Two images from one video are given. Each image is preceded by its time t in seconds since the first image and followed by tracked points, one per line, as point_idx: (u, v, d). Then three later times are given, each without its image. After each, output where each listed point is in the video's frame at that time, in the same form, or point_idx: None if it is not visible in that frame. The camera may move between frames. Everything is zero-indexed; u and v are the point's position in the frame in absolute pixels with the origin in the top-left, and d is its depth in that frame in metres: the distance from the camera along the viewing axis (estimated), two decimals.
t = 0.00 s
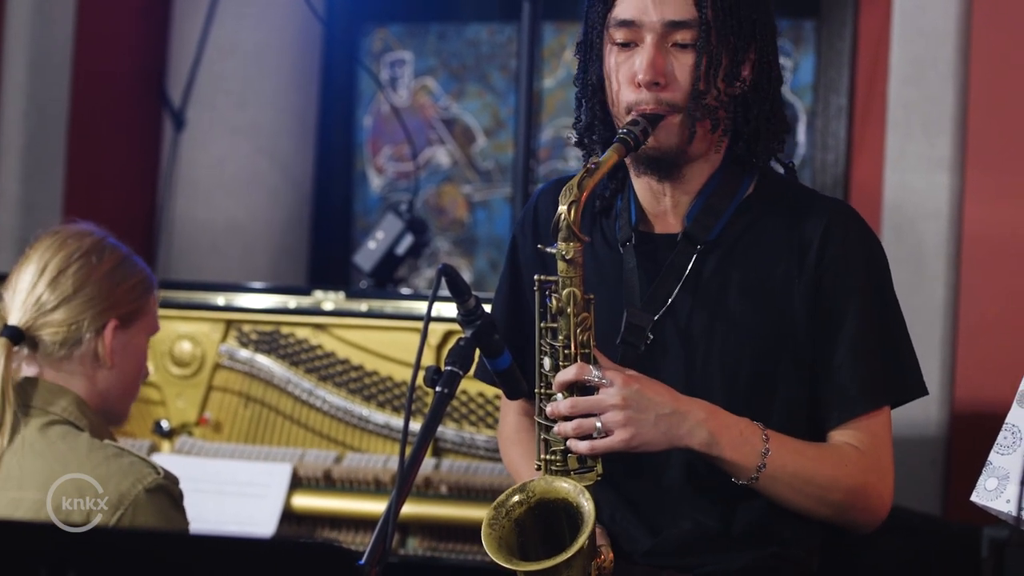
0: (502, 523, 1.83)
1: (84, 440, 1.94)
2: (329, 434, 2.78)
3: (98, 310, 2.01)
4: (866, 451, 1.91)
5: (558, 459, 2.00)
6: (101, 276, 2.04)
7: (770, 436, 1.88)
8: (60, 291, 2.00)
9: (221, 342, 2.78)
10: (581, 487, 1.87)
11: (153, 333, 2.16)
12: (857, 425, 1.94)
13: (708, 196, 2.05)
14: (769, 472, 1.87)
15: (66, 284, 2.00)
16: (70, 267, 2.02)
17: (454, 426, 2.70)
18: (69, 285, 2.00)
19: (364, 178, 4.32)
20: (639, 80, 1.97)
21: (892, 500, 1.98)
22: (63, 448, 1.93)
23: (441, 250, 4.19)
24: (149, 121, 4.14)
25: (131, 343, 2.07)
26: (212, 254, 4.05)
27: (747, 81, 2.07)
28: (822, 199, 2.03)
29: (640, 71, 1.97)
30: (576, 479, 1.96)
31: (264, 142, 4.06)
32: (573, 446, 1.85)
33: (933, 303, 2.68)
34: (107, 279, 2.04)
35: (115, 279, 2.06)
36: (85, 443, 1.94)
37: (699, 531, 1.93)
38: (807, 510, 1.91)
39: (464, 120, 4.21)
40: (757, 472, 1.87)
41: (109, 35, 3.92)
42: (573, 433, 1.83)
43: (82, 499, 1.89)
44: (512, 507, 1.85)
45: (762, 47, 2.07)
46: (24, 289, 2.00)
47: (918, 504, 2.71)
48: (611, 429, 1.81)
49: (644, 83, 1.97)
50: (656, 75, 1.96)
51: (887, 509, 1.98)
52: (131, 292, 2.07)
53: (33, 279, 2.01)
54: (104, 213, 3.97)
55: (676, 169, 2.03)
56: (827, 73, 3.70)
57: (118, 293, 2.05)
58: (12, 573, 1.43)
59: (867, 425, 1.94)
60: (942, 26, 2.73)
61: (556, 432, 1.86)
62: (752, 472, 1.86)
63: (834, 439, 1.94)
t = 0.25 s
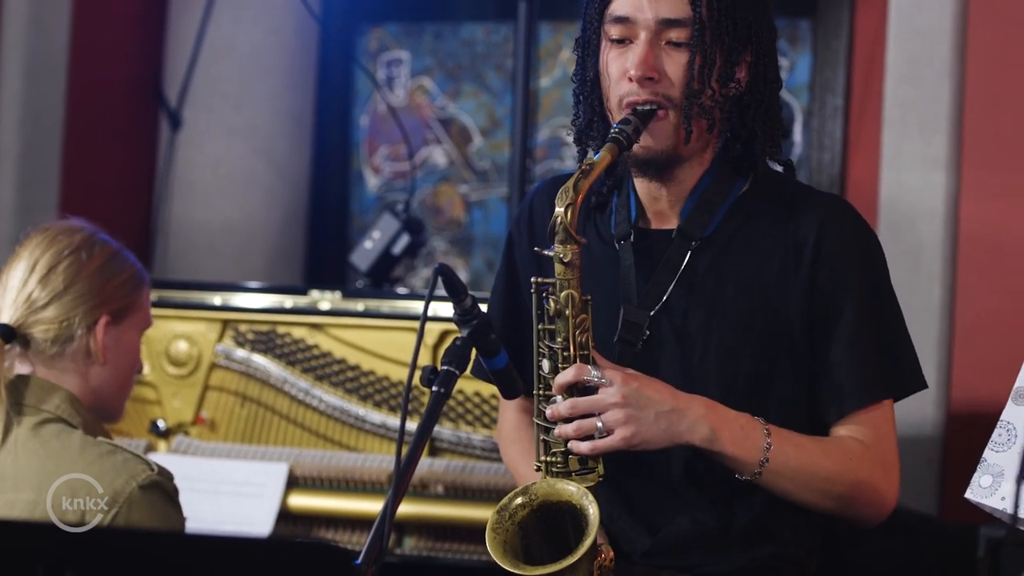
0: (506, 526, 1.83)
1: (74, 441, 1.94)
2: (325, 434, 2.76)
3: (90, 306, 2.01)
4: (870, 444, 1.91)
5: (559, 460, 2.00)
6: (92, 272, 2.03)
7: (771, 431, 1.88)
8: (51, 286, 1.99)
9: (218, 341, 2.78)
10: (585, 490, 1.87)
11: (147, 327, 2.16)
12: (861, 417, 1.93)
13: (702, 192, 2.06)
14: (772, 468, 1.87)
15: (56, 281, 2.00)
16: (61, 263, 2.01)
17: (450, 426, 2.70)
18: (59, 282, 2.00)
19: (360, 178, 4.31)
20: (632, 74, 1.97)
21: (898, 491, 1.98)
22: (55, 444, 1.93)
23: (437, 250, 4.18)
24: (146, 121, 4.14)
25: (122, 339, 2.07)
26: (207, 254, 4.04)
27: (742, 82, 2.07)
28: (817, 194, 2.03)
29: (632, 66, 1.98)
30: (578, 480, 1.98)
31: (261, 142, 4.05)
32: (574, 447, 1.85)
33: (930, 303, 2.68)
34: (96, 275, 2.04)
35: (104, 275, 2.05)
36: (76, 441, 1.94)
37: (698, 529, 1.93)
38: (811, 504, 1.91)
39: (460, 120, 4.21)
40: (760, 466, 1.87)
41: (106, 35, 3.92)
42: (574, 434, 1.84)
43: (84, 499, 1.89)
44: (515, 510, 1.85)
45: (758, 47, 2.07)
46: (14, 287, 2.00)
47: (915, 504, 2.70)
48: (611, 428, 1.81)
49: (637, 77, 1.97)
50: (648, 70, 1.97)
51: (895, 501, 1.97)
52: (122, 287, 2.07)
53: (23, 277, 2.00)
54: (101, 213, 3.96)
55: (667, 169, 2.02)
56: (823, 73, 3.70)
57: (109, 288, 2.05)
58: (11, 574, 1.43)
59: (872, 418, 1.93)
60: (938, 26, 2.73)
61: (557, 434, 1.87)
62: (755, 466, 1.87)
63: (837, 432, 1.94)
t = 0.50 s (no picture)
0: (505, 530, 1.85)
1: (71, 441, 1.94)
2: (320, 435, 2.77)
3: (84, 307, 2.01)
4: (870, 440, 1.91)
5: (557, 463, 2.01)
6: (86, 273, 2.03)
7: (770, 430, 1.89)
8: (45, 287, 1.99)
9: (214, 342, 2.78)
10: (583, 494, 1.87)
11: (141, 328, 2.15)
12: (861, 414, 1.94)
13: (696, 191, 2.06)
14: (771, 467, 1.87)
15: (51, 282, 2.00)
16: (55, 264, 2.01)
17: (446, 427, 2.69)
18: (53, 283, 2.00)
19: (356, 178, 4.31)
20: (626, 78, 1.98)
21: (900, 488, 1.98)
22: (52, 446, 1.93)
23: (433, 250, 4.18)
24: (142, 122, 4.14)
25: (117, 339, 2.07)
26: (203, 255, 4.03)
27: (739, 83, 2.09)
28: (811, 193, 2.04)
29: (627, 69, 1.98)
30: (575, 482, 2.00)
31: (257, 143, 4.05)
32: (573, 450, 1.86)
33: (925, 305, 2.70)
34: (91, 276, 2.04)
35: (99, 275, 2.05)
36: (74, 442, 1.94)
37: (695, 527, 1.93)
38: (811, 501, 1.92)
39: (456, 121, 4.21)
40: (760, 465, 1.87)
41: (102, 35, 3.91)
42: (571, 438, 1.85)
43: (84, 499, 1.89)
44: (513, 514, 1.86)
45: (755, 49, 2.07)
46: (8, 288, 1.99)
47: (911, 505, 2.71)
48: (608, 431, 1.81)
49: (631, 80, 1.97)
50: (642, 73, 1.97)
51: (898, 497, 1.97)
52: (116, 288, 2.07)
53: (17, 279, 1.99)
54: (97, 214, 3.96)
55: (662, 170, 2.04)
56: (819, 74, 3.71)
57: (103, 289, 2.05)
58: (11, 573, 1.44)
59: (871, 414, 1.94)
60: (934, 27, 2.74)
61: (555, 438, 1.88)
62: (755, 465, 1.87)
63: (836, 429, 1.94)
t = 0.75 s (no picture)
0: (502, 546, 1.86)
1: (72, 443, 1.93)
2: (319, 438, 2.76)
3: (83, 312, 2.01)
4: (864, 453, 1.92)
5: (553, 478, 2.03)
6: (86, 276, 2.03)
7: (766, 443, 1.89)
8: (44, 292, 1.99)
9: (211, 345, 2.78)
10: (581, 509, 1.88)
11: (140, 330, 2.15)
12: (854, 429, 1.94)
13: (691, 203, 2.06)
14: (767, 479, 1.88)
15: (49, 287, 1.99)
16: (53, 269, 2.01)
17: (444, 430, 2.69)
18: (52, 287, 1.99)
19: (354, 181, 4.32)
20: (619, 92, 1.98)
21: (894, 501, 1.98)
22: (53, 449, 1.92)
23: (431, 253, 4.19)
24: (139, 124, 4.14)
25: (116, 342, 2.07)
26: (201, 258, 4.02)
27: (731, 95, 2.08)
28: (807, 203, 2.04)
29: (619, 83, 1.98)
30: (573, 497, 2.01)
31: (257, 144, 4.06)
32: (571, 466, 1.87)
33: (922, 307, 2.70)
34: (89, 280, 2.03)
35: (97, 280, 2.04)
36: (75, 445, 1.93)
37: (693, 535, 1.93)
38: (805, 512, 1.92)
39: (454, 124, 4.22)
40: (756, 479, 1.87)
41: (99, 38, 3.91)
42: (568, 452, 1.86)
43: (84, 499, 1.89)
44: (510, 530, 1.87)
45: (748, 58, 2.07)
46: (8, 293, 1.99)
47: (907, 510, 2.70)
48: (606, 446, 1.82)
49: (624, 95, 1.97)
50: (635, 87, 1.97)
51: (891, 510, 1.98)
52: (115, 291, 2.06)
53: (16, 283, 1.99)
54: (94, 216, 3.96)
55: (658, 182, 2.05)
56: (816, 77, 3.73)
57: (103, 293, 2.04)
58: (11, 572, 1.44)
59: (867, 427, 1.94)
60: (932, 31, 2.74)
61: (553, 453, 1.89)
62: (751, 478, 1.87)
63: (831, 442, 1.95)
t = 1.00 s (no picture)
0: (501, 544, 1.86)
1: (77, 442, 1.94)
2: (317, 441, 2.77)
3: (94, 320, 2.00)
4: (871, 441, 1.91)
5: (551, 477, 2.01)
6: (99, 286, 2.02)
7: (770, 432, 1.88)
8: (57, 299, 1.99)
9: (210, 348, 2.77)
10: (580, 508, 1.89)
11: (150, 342, 2.15)
12: (859, 414, 1.94)
13: (690, 204, 2.06)
14: (770, 468, 1.87)
15: (63, 294, 1.99)
16: (67, 277, 2.00)
17: (443, 432, 2.69)
18: (65, 295, 1.99)
19: (353, 184, 4.32)
20: (616, 92, 1.98)
21: (903, 490, 1.98)
22: (55, 449, 1.93)
23: (430, 256, 4.19)
24: (138, 128, 4.14)
25: (127, 353, 2.06)
26: (200, 261, 4.03)
27: (730, 97, 2.08)
28: (806, 202, 2.05)
29: (617, 83, 1.98)
30: (572, 496, 1.99)
31: (254, 148, 4.05)
32: (569, 468, 1.88)
33: (922, 308, 2.70)
34: (103, 290, 2.03)
35: (111, 290, 2.04)
36: (79, 444, 1.93)
37: (693, 535, 1.93)
38: (813, 501, 1.92)
39: (453, 127, 4.22)
40: (759, 468, 1.87)
41: (100, 41, 3.91)
42: (566, 456, 1.86)
43: (84, 499, 1.89)
44: (509, 529, 1.87)
45: (747, 62, 2.07)
46: (20, 299, 1.99)
47: (906, 511, 2.70)
48: (604, 448, 1.84)
49: (622, 95, 1.97)
50: (632, 87, 1.97)
51: (900, 499, 1.97)
52: (128, 301, 2.06)
53: (29, 289, 1.99)
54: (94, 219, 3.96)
55: (651, 180, 2.05)
56: (815, 81, 3.73)
57: (115, 301, 2.04)
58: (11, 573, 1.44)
59: (871, 415, 1.94)
60: (932, 33, 2.74)
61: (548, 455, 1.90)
62: (754, 467, 1.87)
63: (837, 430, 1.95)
